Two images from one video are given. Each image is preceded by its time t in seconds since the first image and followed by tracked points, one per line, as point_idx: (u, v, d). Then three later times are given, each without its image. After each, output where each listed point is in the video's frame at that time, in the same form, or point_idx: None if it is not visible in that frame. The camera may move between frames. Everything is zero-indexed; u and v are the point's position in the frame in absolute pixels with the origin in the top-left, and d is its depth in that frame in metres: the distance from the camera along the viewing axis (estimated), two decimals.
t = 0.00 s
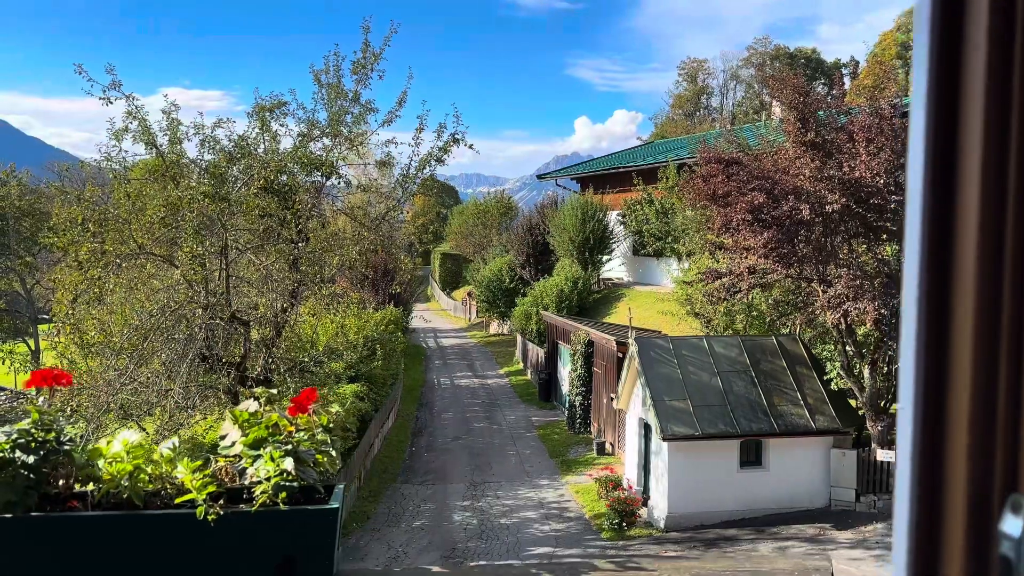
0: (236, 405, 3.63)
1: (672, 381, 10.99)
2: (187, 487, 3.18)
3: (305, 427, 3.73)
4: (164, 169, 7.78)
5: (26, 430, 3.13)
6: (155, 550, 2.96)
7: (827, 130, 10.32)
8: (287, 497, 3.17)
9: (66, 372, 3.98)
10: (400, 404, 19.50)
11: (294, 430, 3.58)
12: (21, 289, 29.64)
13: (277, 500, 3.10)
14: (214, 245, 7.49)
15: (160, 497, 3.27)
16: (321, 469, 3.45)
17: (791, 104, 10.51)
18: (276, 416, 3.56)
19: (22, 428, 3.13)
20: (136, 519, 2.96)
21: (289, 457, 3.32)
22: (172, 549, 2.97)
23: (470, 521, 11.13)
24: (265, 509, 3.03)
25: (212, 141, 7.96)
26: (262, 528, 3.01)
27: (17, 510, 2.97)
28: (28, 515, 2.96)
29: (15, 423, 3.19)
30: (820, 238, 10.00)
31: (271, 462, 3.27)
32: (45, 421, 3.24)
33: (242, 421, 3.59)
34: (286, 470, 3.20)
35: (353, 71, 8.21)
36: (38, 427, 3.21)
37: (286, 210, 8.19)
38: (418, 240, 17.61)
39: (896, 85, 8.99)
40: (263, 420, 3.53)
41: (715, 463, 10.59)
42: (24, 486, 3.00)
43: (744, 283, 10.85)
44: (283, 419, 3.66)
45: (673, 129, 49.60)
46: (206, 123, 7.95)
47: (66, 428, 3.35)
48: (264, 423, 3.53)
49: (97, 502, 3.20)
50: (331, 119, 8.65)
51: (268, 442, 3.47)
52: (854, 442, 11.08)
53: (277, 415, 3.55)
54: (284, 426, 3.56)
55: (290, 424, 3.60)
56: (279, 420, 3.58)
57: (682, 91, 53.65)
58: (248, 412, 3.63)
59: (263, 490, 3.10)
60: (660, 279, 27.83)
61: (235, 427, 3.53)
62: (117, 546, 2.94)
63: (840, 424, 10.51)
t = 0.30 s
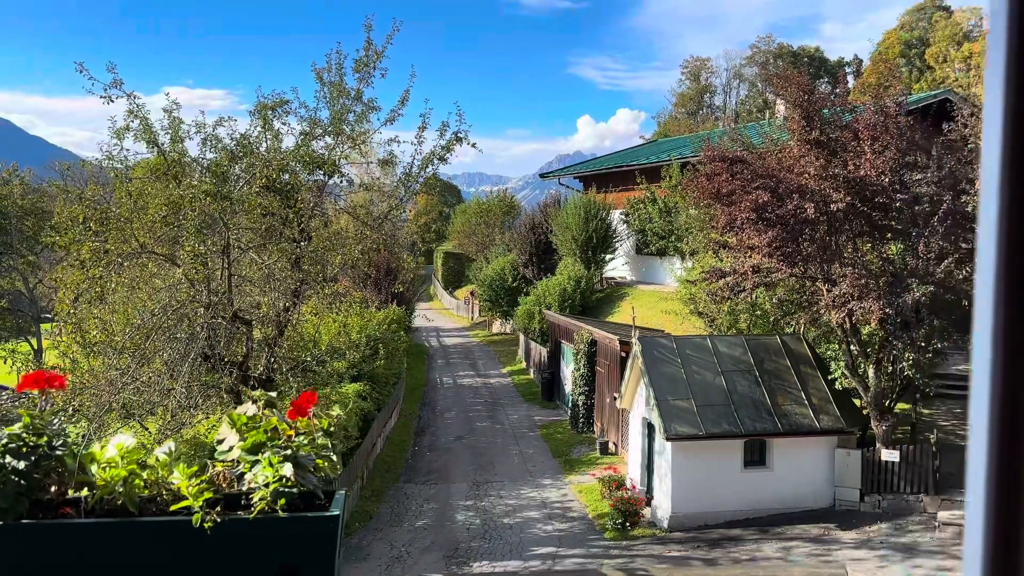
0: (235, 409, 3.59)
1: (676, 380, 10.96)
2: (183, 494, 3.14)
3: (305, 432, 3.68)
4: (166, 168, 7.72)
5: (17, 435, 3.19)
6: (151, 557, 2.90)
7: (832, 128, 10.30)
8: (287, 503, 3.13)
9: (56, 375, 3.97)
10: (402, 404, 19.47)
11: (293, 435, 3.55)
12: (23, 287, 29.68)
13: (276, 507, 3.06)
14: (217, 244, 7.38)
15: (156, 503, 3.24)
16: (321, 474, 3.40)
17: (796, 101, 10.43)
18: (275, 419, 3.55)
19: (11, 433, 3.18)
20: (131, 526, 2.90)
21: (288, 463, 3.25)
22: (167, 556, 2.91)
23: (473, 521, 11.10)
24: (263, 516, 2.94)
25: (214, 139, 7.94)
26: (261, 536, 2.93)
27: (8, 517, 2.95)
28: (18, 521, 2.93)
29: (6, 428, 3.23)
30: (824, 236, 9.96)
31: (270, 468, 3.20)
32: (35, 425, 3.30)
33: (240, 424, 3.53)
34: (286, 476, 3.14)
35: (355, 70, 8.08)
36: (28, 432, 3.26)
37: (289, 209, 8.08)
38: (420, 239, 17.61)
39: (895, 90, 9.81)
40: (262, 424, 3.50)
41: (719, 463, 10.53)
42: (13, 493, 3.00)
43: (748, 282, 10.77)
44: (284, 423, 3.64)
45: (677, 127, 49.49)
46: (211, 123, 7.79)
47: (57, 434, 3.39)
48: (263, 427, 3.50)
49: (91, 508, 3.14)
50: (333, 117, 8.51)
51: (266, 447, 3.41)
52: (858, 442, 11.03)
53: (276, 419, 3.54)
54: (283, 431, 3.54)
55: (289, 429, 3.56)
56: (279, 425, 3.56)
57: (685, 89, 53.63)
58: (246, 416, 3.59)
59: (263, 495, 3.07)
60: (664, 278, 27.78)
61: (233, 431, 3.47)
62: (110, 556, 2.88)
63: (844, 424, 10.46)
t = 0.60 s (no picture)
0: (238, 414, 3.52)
1: (679, 379, 10.93)
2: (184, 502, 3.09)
3: (310, 436, 3.58)
4: (169, 167, 7.70)
5: (12, 441, 3.11)
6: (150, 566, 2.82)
7: (836, 126, 10.28)
8: (291, 511, 3.11)
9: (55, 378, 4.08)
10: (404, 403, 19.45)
11: (297, 440, 3.48)
12: (25, 286, 29.66)
13: (280, 514, 3.03)
14: (219, 242, 7.30)
15: (157, 511, 3.22)
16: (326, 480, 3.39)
17: (800, 100, 10.37)
18: (278, 425, 3.47)
19: (6, 440, 3.11)
20: (131, 534, 2.82)
21: (292, 469, 3.24)
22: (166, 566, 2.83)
23: (476, 520, 11.07)
24: (265, 525, 2.88)
25: (216, 138, 7.70)
26: (263, 544, 2.85)
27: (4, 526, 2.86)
28: (14, 531, 2.84)
29: None
30: (829, 235, 9.92)
31: (274, 476, 3.17)
32: (31, 430, 3.23)
33: (242, 430, 3.48)
34: (289, 484, 3.10)
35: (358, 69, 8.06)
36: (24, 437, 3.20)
37: (292, 207, 8.08)
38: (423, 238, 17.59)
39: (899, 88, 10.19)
40: (265, 429, 3.44)
41: (725, 463, 10.46)
42: (9, 501, 2.91)
43: (753, 281, 10.71)
44: (287, 427, 3.56)
45: (679, 125, 49.48)
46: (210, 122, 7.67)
47: (51, 439, 3.34)
48: (266, 432, 3.45)
49: (89, 517, 3.13)
50: (336, 115, 8.47)
51: (270, 453, 3.39)
52: (863, 441, 10.98)
53: (279, 424, 3.46)
54: (286, 435, 3.47)
55: (292, 434, 3.47)
56: (282, 430, 3.48)
57: (688, 88, 53.61)
58: (249, 421, 3.53)
59: (266, 504, 3.02)
60: (666, 277, 27.75)
61: (236, 437, 3.42)
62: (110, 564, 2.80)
63: (849, 423, 10.41)
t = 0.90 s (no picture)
0: (235, 419, 3.48)
1: (681, 380, 10.90)
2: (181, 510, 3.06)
3: (308, 442, 3.59)
4: (170, 167, 7.66)
5: (7, 448, 3.16)
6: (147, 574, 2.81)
7: (839, 126, 10.24)
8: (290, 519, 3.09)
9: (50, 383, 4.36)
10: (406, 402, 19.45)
11: (295, 445, 3.48)
12: (27, 286, 29.65)
13: (278, 522, 3.00)
14: (221, 242, 7.25)
15: (153, 518, 3.17)
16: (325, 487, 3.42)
17: (804, 98, 10.31)
18: (277, 431, 3.44)
19: None
20: (126, 542, 2.81)
21: (291, 476, 3.22)
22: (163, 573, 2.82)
23: (478, 520, 11.06)
24: (262, 533, 2.88)
25: (217, 137, 7.73)
26: (261, 553, 2.86)
27: None
28: (8, 539, 2.85)
29: None
30: (832, 234, 9.87)
31: (271, 483, 3.13)
32: (24, 437, 3.29)
33: (240, 435, 3.44)
34: (287, 491, 3.08)
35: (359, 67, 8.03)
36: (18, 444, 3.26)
37: (294, 207, 8.08)
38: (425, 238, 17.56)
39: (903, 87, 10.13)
40: (263, 434, 3.42)
41: (728, 462, 10.42)
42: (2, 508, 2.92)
43: (755, 281, 10.49)
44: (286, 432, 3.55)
45: (681, 125, 49.45)
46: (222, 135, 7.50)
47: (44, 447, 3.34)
48: (264, 438, 3.42)
49: (83, 524, 3.08)
50: (337, 115, 8.43)
51: (268, 459, 3.35)
52: (866, 441, 10.94)
53: (279, 429, 3.45)
54: (284, 441, 3.46)
55: (292, 440, 3.49)
56: (281, 435, 3.48)
57: (690, 87, 53.59)
58: (247, 426, 3.50)
59: (264, 512, 2.99)
60: (668, 276, 27.71)
61: (233, 443, 3.37)
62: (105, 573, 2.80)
63: (852, 424, 10.37)
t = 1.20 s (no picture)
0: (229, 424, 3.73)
1: (683, 380, 10.88)
2: (173, 514, 3.16)
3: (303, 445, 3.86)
4: (171, 168, 7.63)
5: None
6: None
7: (841, 125, 10.21)
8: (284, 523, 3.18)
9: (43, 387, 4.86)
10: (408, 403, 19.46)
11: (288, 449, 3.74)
12: (30, 285, 29.69)
13: (272, 526, 3.11)
14: (222, 243, 7.23)
15: (145, 523, 3.26)
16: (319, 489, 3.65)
17: (806, 98, 10.28)
18: (272, 434, 3.65)
19: None
20: (119, 547, 2.93)
21: (284, 479, 3.36)
22: None
23: (479, 521, 11.07)
24: (255, 539, 2.98)
25: (219, 137, 7.68)
26: (254, 556, 2.97)
27: None
28: None
29: None
30: (834, 234, 9.83)
31: (265, 487, 3.26)
32: (17, 440, 3.35)
33: (234, 439, 3.67)
34: (281, 495, 3.19)
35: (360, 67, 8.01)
36: (11, 447, 3.32)
37: (295, 208, 7.97)
38: (427, 238, 17.56)
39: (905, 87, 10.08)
40: (258, 439, 3.62)
41: (730, 463, 10.40)
42: None
43: (758, 281, 10.43)
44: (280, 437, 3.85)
45: (684, 125, 49.44)
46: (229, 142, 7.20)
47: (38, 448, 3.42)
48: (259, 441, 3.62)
49: (77, 528, 3.16)
50: (338, 116, 8.40)
51: (262, 464, 3.47)
52: (869, 441, 10.91)
53: (274, 433, 3.75)
54: (280, 445, 3.77)
55: (285, 444, 3.76)
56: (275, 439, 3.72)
57: (692, 87, 53.57)
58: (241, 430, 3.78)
59: (258, 516, 3.12)
60: (671, 276, 27.67)
61: (228, 446, 3.58)
62: None
63: (855, 424, 10.35)
